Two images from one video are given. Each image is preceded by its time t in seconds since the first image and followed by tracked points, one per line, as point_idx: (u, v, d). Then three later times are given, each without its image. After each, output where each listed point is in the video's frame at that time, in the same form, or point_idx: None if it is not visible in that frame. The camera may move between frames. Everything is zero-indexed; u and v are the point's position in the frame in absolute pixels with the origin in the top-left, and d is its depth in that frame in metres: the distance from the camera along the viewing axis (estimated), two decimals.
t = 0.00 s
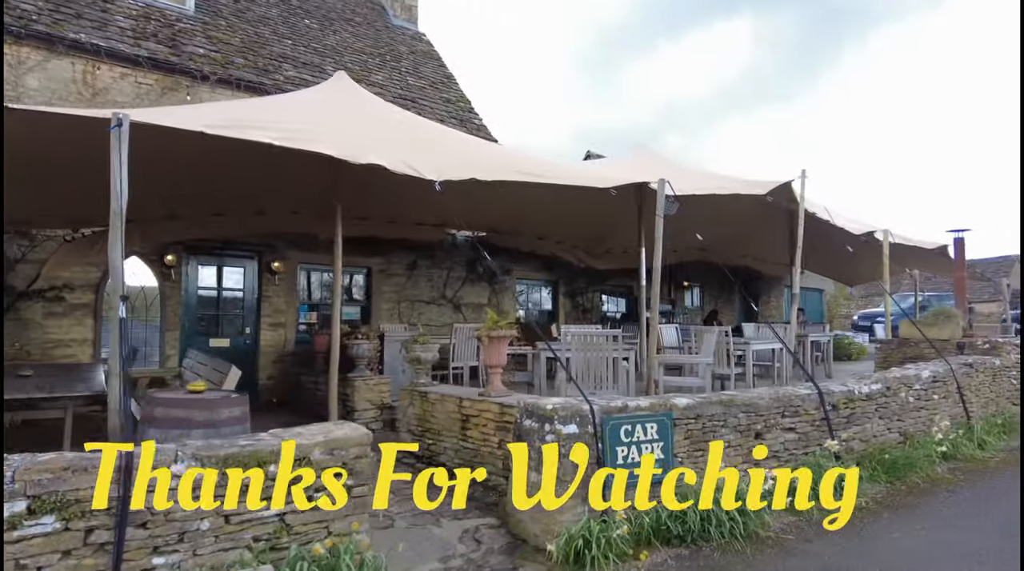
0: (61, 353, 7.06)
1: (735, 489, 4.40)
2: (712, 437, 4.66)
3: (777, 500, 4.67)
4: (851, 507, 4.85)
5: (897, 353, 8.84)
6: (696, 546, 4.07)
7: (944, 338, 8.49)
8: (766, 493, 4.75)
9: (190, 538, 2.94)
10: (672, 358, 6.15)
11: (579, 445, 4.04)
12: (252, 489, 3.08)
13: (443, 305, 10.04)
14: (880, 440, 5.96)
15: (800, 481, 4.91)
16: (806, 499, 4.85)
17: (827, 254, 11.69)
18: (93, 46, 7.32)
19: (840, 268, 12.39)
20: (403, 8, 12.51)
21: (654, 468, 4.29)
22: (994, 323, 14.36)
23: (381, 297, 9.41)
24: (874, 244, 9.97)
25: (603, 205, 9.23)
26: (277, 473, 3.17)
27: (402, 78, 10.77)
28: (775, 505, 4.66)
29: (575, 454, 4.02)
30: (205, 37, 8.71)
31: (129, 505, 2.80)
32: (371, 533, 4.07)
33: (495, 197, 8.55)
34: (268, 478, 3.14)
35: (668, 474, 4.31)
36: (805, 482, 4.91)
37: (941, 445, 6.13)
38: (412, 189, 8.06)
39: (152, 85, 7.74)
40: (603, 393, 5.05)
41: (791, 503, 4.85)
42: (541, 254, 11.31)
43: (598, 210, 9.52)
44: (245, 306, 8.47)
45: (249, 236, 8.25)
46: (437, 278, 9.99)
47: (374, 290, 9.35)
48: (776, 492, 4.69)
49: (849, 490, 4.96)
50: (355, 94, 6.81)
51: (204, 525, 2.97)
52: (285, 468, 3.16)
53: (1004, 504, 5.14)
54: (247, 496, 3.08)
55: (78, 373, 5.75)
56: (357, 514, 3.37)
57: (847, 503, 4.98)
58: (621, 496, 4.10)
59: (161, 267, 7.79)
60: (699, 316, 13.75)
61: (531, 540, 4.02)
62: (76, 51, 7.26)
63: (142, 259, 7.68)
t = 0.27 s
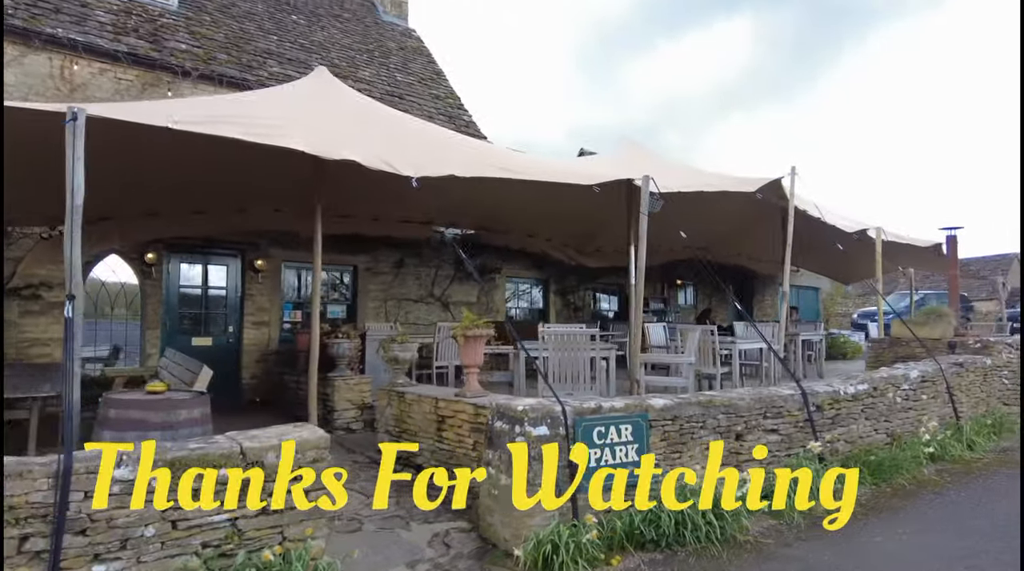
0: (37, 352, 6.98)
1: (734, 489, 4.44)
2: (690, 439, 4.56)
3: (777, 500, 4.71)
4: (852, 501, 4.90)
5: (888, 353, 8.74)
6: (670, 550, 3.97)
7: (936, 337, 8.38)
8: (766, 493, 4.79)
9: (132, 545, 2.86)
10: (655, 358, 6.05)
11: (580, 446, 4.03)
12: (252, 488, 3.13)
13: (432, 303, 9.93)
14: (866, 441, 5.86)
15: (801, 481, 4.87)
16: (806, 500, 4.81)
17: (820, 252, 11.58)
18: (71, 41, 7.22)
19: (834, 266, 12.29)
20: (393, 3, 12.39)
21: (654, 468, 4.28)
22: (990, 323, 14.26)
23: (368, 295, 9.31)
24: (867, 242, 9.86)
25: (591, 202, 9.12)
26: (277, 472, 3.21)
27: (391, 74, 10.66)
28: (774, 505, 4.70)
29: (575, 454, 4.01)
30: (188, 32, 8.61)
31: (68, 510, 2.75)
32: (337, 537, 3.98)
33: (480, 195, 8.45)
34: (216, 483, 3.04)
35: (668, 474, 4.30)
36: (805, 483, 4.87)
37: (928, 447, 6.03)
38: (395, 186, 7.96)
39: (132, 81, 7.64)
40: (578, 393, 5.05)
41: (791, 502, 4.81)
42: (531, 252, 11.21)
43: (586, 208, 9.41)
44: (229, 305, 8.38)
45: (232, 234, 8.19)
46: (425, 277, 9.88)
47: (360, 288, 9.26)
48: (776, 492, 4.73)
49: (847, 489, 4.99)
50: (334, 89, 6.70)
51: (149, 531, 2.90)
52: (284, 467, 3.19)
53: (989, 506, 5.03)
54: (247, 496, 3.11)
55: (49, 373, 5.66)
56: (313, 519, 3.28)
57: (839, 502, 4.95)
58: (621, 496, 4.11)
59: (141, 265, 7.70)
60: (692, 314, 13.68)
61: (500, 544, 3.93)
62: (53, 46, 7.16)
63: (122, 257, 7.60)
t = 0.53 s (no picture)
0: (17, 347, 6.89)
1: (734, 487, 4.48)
2: (670, 436, 4.45)
3: (777, 498, 4.62)
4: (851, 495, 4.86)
5: (881, 349, 8.62)
6: (647, 550, 3.86)
7: (929, 333, 8.28)
8: (767, 492, 4.70)
9: (77, 545, 2.77)
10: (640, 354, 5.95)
11: (579, 445, 3.99)
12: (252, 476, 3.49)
13: (421, 298, 9.84)
14: (855, 438, 5.75)
15: (800, 481, 4.80)
16: (805, 499, 4.77)
17: (815, 248, 11.46)
18: (50, 32, 7.11)
19: (829, 262, 12.17)
20: None
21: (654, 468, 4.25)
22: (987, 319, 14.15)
23: (355, 291, 9.22)
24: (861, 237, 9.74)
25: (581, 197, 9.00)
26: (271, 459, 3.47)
27: (381, 67, 10.55)
28: (774, 504, 4.60)
29: (575, 453, 3.95)
30: (172, 24, 8.50)
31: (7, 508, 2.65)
32: (305, 535, 3.90)
33: (468, 189, 8.34)
34: (168, 481, 2.95)
35: (668, 473, 4.27)
36: (805, 482, 4.80)
37: (918, 444, 5.92)
38: (380, 180, 7.86)
39: (114, 73, 7.54)
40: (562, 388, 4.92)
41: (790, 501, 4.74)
42: (523, 248, 11.10)
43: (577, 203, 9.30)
44: (213, 300, 8.29)
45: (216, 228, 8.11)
46: (414, 272, 9.78)
47: (348, 283, 9.17)
48: (776, 490, 4.63)
49: (848, 488, 4.91)
50: (315, 80, 6.60)
51: (94, 531, 2.80)
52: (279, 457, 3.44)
53: (978, 504, 4.92)
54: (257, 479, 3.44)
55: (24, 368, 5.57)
56: (266, 518, 3.22)
57: (838, 502, 4.87)
58: (621, 495, 4.04)
59: (123, 259, 7.59)
60: (686, 310, 13.63)
61: (472, 543, 3.84)
62: (33, 37, 7.05)
63: (104, 251, 7.50)
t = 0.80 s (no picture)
0: None
1: (734, 487, 4.50)
2: (649, 438, 4.32)
3: (776, 498, 4.58)
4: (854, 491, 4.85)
5: (874, 348, 8.48)
6: (622, 556, 3.73)
7: (923, 331, 8.14)
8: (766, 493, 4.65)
9: (9, 555, 2.64)
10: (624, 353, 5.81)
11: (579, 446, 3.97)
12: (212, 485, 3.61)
13: (409, 295, 9.71)
14: (844, 439, 5.61)
15: (800, 480, 4.77)
16: (806, 499, 4.74)
17: (810, 245, 11.32)
18: (26, 23, 6.97)
19: (825, 260, 12.02)
20: None
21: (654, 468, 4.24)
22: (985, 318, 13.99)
23: (341, 288, 9.09)
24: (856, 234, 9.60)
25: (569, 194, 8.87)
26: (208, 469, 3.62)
27: (369, 61, 10.40)
28: (774, 504, 4.56)
29: (575, 453, 3.95)
30: (154, 16, 8.36)
31: None
32: (268, 540, 3.78)
33: (454, 185, 8.20)
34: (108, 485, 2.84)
35: (667, 474, 4.26)
36: (805, 482, 4.77)
37: (908, 445, 5.79)
38: (363, 176, 7.72)
39: (92, 65, 7.40)
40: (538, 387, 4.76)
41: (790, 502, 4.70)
42: (513, 244, 10.96)
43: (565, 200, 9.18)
44: (194, 297, 8.17)
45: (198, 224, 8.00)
46: (402, 269, 9.65)
47: (333, 280, 9.03)
48: (775, 490, 4.60)
49: (848, 489, 4.88)
50: (294, 73, 6.47)
51: (26, 540, 2.69)
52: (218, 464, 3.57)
53: (968, 507, 4.79)
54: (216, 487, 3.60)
55: None
56: (218, 524, 3.07)
57: (837, 502, 4.83)
58: (621, 494, 3.97)
59: (102, 256, 7.45)
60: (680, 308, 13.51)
61: (440, 548, 3.71)
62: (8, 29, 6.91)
63: (82, 248, 7.38)
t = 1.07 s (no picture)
0: None
1: (735, 487, 4.44)
2: (624, 440, 4.21)
3: (777, 499, 4.55)
4: (853, 487, 4.87)
5: (866, 347, 8.36)
6: (593, 563, 3.60)
7: (915, 330, 8.02)
8: (767, 492, 4.59)
9: None
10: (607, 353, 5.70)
11: (579, 444, 3.98)
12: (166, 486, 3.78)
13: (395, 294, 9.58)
14: (830, 441, 5.49)
15: (800, 480, 4.79)
16: (806, 499, 4.74)
17: (803, 244, 11.20)
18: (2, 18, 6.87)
19: (819, 257, 11.89)
20: None
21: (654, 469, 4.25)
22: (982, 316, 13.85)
23: (326, 286, 8.97)
24: (848, 232, 9.47)
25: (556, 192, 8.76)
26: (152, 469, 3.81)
27: (356, 57, 10.28)
28: (773, 505, 4.53)
29: (575, 452, 3.95)
30: (135, 11, 8.25)
31: None
32: (229, 546, 3.67)
33: (437, 183, 8.08)
34: (43, 494, 2.78)
35: (668, 474, 4.28)
36: (805, 482, 4.78)
37: (895, 447, 5.68)
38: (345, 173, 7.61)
39: (70, 61, 7.30)
40: (512, 390, 4.55)
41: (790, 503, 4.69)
42: (503, 242, 10.84)
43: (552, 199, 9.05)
44: (177, 296, 8.05)
45: (180, 222, 7.90)
46: (388, 267, 9.54)
47: (318, 278, 8.92)
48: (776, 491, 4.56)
49: (848, 489, 4.85)
50: (270, 68, 6.35)
51: None
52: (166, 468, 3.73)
53: (954, 511, 4.67)
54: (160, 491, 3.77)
55: None
56: (163, 533, 3.03)
57: (838, 502, 4.79)
58: (620, 495, 3.93)
59: (81, 254, 7.35)
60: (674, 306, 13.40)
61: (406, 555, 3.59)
62: None
63: (60, 246, 7.30)
